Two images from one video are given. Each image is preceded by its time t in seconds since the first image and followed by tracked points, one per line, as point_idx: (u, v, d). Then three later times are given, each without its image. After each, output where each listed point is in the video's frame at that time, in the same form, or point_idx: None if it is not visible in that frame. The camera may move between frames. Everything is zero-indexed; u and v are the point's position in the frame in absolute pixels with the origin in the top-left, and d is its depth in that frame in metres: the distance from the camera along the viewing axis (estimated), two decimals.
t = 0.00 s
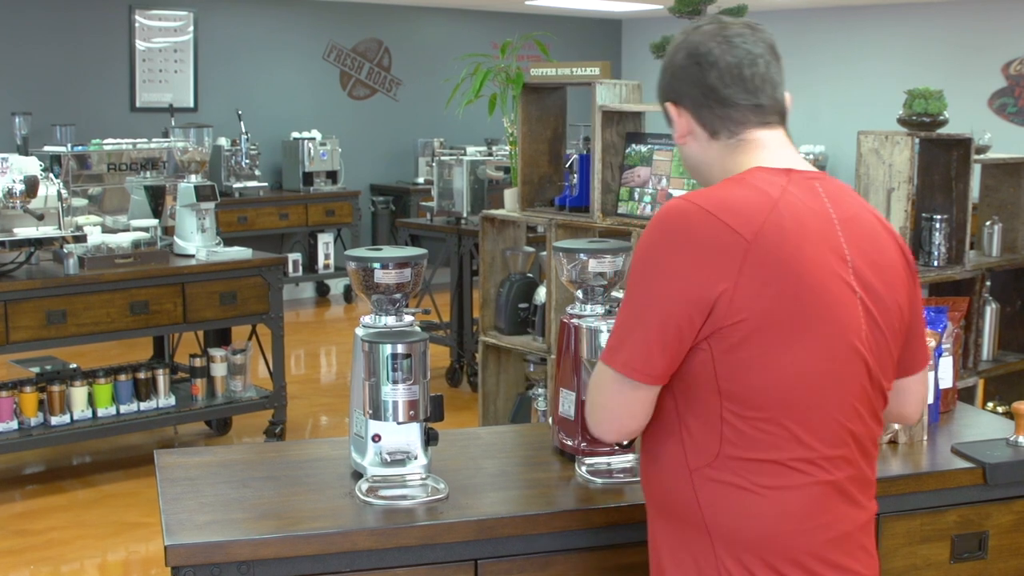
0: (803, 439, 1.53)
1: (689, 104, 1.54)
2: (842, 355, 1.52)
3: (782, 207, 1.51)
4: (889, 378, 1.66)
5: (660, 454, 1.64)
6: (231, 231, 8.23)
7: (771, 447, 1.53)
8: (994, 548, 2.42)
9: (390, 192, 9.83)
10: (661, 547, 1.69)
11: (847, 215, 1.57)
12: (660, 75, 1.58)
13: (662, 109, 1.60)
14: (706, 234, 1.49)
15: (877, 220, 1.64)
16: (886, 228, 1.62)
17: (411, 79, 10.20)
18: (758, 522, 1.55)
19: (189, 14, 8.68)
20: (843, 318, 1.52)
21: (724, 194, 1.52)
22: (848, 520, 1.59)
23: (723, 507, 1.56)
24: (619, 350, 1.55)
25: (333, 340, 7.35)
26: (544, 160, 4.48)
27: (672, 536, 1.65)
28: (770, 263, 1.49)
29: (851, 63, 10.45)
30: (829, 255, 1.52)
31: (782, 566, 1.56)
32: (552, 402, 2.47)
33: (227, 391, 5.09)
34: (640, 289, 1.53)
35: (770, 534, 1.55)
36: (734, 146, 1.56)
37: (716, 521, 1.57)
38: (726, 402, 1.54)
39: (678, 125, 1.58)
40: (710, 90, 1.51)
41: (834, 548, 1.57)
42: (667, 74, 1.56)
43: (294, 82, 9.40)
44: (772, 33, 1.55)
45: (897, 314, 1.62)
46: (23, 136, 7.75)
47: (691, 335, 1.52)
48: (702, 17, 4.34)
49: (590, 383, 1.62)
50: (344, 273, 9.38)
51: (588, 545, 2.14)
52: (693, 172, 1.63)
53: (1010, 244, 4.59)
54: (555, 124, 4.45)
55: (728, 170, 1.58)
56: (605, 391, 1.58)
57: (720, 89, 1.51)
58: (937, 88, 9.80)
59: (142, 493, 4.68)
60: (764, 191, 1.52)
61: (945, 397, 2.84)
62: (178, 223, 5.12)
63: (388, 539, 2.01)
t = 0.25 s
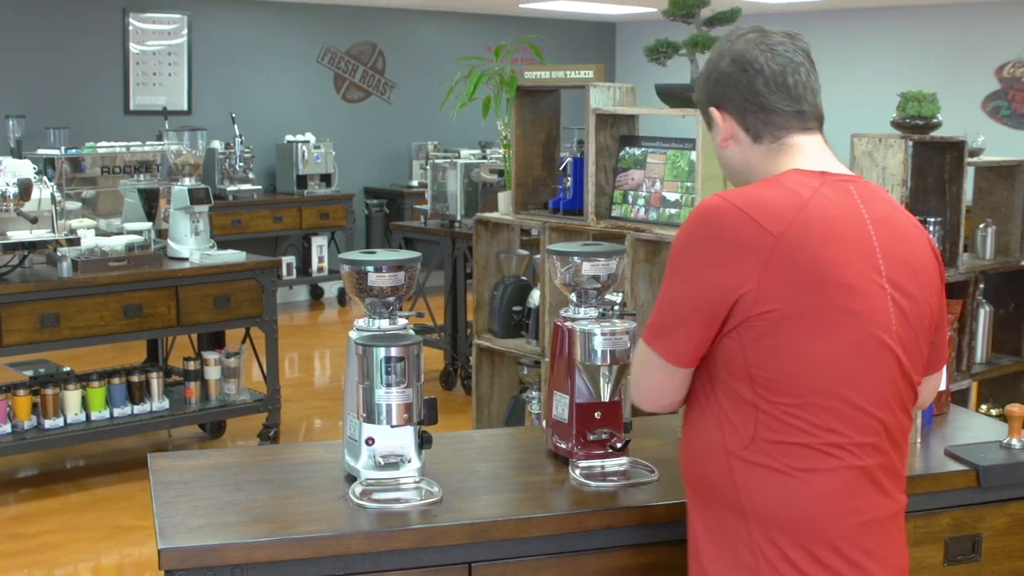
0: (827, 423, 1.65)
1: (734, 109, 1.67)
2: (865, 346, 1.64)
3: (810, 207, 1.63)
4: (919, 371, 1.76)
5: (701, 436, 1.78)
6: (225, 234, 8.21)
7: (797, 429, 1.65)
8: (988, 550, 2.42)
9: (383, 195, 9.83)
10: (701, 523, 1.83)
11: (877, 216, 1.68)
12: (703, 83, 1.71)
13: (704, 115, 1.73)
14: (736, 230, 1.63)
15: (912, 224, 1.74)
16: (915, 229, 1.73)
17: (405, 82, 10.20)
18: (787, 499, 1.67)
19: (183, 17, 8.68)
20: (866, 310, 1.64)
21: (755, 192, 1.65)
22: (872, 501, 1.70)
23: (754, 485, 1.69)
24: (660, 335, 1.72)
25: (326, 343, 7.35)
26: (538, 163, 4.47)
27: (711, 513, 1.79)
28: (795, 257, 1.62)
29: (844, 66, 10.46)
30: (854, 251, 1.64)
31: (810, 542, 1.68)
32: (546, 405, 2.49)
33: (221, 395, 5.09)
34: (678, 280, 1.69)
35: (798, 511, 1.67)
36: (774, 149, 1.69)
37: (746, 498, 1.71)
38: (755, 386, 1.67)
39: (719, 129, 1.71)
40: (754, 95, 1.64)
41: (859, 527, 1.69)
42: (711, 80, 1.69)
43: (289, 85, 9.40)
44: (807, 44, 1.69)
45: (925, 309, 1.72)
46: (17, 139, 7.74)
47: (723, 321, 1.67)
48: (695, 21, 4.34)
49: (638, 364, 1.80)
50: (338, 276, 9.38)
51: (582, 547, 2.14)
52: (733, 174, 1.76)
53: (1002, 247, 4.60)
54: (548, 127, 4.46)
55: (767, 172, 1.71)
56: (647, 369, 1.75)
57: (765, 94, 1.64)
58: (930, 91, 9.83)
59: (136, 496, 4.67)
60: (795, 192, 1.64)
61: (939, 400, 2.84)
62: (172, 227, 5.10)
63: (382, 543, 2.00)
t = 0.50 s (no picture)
0: (853, 391, 1.73)
1: (750, 112, 1.78)
2: (890, 320, 1.72)
3: (828, 189, 1.73)
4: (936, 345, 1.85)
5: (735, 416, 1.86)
6: (218, 238, 8.20)
7: (826, 399, 1.73)
8: (981, 553, 2.42)
9: (376, 199, 9.83)
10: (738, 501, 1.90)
11: (888, 199, 1.77)
12: (718, 90, 1.83)
13: (720, 121, 1.84)
14: (760, 213, 1.72)
15: (922, 209, 1.84)
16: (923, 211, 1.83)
17: (399, 85, 10.20)
18: (823, 469, 1.74)
19: (176, 20, 8.68)
20: (885, 283, 1.72)
21: (775, 179, 1.75)
22: (901, 467, 1.77)
23: (792, 457, 1.76)
24: (691, 320, 1.81)
25: (319, 347, 7.34)
26: (531, 167, 4.48)
27: (750, 490, 1.85)
28: (816, 235, 1.70)
29: (837, 69, 10.47)
30: (871, 229, 1.73)
31: (845, 509, 1.74)
32: (539, 408, 2.48)
33: (214, 399, 5.08)
34: (707, 267, 1.78)
35: (833, 479, 1.74)
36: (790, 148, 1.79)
37: (781, 469, 1.78)
38: (784, 361, 1.76)
39: (735, 133, 1.82)
40: (770, 98, 1.75)
41: (889, 492, 1.75)
42: (726, 87, 1.80)
43: (283, 88, 9.40)
44: (812, 52, 1.82)
45: (937, 285, 1.81)
46: (9, 143, 7.72)
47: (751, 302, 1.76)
48: (687, 24, 4.35)
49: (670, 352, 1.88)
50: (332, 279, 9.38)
51: (575, 551, 2.14)
52: (750, 176, 1.87)
53: (995, 250, 4.61)
54: (541, 130, 4.46)
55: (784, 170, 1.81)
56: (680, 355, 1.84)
57: (779, 96, 1.75)
58: (924, 93, 9.85)
59: (128, 500, 4.66)
60: (811, 177, 1.74)
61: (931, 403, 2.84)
62: (164, 230, 5.09)
63: (374, 547, 2.00)
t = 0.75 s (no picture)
0: (862, 382, 1.74)
1: (755, 116, 1.79)
2: (897, 311, 1.74)
3: (834, 184, 1.74)
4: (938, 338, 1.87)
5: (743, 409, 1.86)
6: (212, 240, 8.20)
7: (836, 389, 1.74)
8: (974, 555, 2.42)
9: (370, 201, 9.84)
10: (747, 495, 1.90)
11: (891, 194, 1.79)
12: (721, 94, 1.83)
13: (723, 124, 1.84)
14: (769, 208, 1.74)
15: (918, 207, 1.88)
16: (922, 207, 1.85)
17: (393, 87, 10.21)
18: (834, 459, 1.75)
19: (169, 23, 8.69)
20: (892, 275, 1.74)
21: (782, 176, 1.76)
22: (908, 458, 1.78)
23: (803, 447, 1.77)
24: (701, 315, 1.81)
25: (313, 349, 7.34)
26: (524, 169, 4.47)
27: (758, 484, 1.86)
28: (825, 228, 1.72)
29: (830, 71, 10.48)
30: (876, 222, 1.75)
31: (855, 498, 1.75)
32: (532, 410, 2.49)
33: (208, 401, 5.08)
34: (718, 261, 1.79)
35: (846, 468, 1.75)
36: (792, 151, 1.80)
37: (791, 460, 1.79)
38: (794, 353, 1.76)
39: (739, 135, 1.83)
40: (775, 101, 1.76)
41: (897, 482, 1.77)
42: (730, 91, 1.81)
43: (277, 91, 9.41)
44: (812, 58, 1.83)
45: (940, 278, 1.84)
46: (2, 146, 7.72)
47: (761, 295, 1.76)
48: (681, 27, 4.34)
49: (677, 349, 1.88)
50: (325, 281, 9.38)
51: (570, 553, 2.14)
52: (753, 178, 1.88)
53: (988, 252, 4.62)
54: (534, 133, 4.47)
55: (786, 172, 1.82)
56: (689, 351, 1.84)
57: (785, 100, 1.76)
58: (916, 95, 9.87)
59: (122, 503, 4.65)
60: (817, 173, 1.75)
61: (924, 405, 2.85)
62: (157, 232, 5.09)
63: (367, 549, 2.00)
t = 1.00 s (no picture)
0: (883, 380, 1.75)
1: (792, 95, 1.79)
2: (913, 311, 1.76)
3: (856, 184, 1.75)
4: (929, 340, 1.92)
5: (751, 411, 1.82)
6: (206, 241, 8.20)
7: (860, 387, 1.74)
8: (968, 556, 2.42)
9: (365, 203, 9.83)
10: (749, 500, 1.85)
11: (893, 199, 1.83)
12: (747, 72, 1.79)
13: (747, 104, 1.79)
14: (802, 204, 1.70)
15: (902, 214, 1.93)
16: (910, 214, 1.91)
17: (387, 88, 10.21)
18: (857, 458, 1.74)
19: (163, 24, 8.68)
20: (908, 277, 1.76)
21: (809, 175, 1.74)
22: (916, 456, 1.81)
23: (825, 448, 1.75)
24: (732, 312, 1.71)
25: (308, 350, 7.33)
26: (518, 170, 4.47)
27: (768, 488, 1.82)
28: (854, 227, 1.71)
29: (825, 72, 10.49)
30: (892, 224, 1.77)
31: (876, 497, 1.75)
32: (526, 411, 2.48)
33: (202, 402, 5.06)
34: (747, 257, 1.71)
35: (867, 468, 1.75)
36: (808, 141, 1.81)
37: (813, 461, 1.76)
38: (819, 352, 1.74)
39: (769, 115, 1.79)
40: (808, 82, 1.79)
41: (910, 480, 1.79)
42: (764, 67, 1.78)
43: (272, 91, 9.40)
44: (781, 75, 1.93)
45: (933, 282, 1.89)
46: None
47: (791, 294, 1.72)
48: (676, 28, 4.33)
49: (691, 352, 1.78)
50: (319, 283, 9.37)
51: (564, 554, 2.14)
52: (765, 168, 1.82)
53: (982, 252, 4.62)
54: (529, 134, 4.47)
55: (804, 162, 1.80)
56: (711, 352, 1.74)
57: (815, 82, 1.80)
58: (911, 96, 9.88)
59: (116, 504, 4.65)
60: (838, 174, 1.76)
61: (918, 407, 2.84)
62: (152, 234, 5.09)
63: (361, 550, 2.00)
